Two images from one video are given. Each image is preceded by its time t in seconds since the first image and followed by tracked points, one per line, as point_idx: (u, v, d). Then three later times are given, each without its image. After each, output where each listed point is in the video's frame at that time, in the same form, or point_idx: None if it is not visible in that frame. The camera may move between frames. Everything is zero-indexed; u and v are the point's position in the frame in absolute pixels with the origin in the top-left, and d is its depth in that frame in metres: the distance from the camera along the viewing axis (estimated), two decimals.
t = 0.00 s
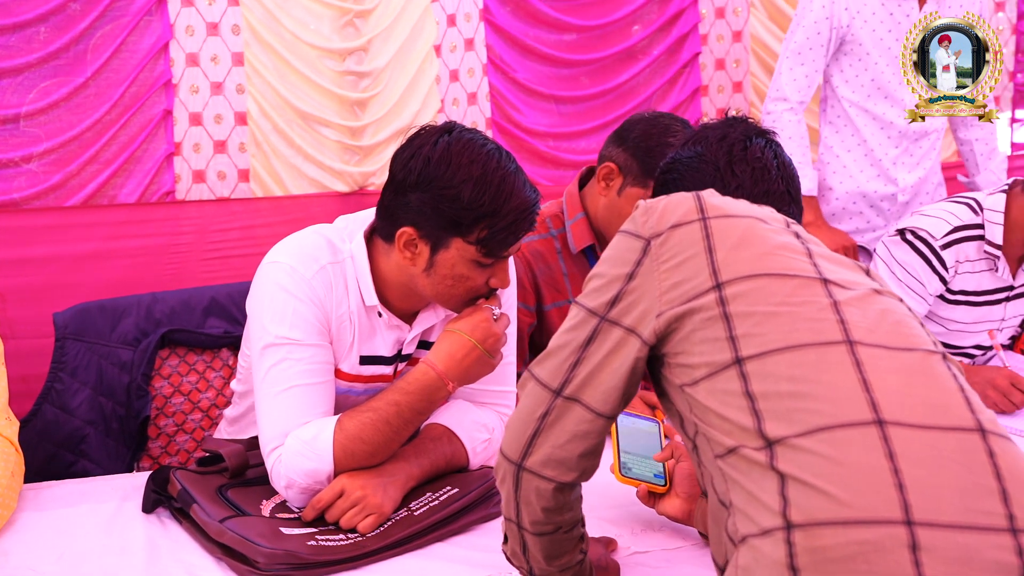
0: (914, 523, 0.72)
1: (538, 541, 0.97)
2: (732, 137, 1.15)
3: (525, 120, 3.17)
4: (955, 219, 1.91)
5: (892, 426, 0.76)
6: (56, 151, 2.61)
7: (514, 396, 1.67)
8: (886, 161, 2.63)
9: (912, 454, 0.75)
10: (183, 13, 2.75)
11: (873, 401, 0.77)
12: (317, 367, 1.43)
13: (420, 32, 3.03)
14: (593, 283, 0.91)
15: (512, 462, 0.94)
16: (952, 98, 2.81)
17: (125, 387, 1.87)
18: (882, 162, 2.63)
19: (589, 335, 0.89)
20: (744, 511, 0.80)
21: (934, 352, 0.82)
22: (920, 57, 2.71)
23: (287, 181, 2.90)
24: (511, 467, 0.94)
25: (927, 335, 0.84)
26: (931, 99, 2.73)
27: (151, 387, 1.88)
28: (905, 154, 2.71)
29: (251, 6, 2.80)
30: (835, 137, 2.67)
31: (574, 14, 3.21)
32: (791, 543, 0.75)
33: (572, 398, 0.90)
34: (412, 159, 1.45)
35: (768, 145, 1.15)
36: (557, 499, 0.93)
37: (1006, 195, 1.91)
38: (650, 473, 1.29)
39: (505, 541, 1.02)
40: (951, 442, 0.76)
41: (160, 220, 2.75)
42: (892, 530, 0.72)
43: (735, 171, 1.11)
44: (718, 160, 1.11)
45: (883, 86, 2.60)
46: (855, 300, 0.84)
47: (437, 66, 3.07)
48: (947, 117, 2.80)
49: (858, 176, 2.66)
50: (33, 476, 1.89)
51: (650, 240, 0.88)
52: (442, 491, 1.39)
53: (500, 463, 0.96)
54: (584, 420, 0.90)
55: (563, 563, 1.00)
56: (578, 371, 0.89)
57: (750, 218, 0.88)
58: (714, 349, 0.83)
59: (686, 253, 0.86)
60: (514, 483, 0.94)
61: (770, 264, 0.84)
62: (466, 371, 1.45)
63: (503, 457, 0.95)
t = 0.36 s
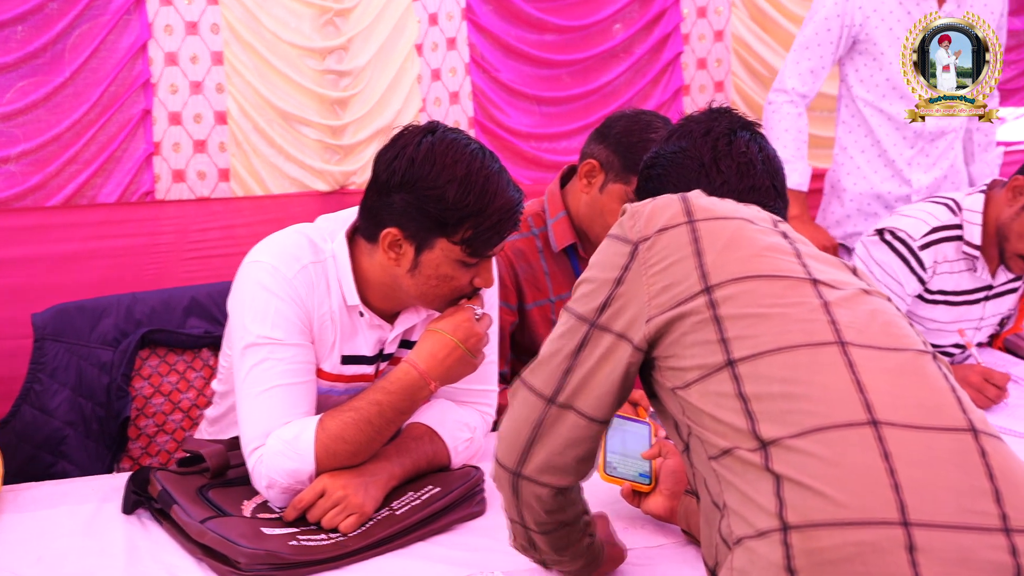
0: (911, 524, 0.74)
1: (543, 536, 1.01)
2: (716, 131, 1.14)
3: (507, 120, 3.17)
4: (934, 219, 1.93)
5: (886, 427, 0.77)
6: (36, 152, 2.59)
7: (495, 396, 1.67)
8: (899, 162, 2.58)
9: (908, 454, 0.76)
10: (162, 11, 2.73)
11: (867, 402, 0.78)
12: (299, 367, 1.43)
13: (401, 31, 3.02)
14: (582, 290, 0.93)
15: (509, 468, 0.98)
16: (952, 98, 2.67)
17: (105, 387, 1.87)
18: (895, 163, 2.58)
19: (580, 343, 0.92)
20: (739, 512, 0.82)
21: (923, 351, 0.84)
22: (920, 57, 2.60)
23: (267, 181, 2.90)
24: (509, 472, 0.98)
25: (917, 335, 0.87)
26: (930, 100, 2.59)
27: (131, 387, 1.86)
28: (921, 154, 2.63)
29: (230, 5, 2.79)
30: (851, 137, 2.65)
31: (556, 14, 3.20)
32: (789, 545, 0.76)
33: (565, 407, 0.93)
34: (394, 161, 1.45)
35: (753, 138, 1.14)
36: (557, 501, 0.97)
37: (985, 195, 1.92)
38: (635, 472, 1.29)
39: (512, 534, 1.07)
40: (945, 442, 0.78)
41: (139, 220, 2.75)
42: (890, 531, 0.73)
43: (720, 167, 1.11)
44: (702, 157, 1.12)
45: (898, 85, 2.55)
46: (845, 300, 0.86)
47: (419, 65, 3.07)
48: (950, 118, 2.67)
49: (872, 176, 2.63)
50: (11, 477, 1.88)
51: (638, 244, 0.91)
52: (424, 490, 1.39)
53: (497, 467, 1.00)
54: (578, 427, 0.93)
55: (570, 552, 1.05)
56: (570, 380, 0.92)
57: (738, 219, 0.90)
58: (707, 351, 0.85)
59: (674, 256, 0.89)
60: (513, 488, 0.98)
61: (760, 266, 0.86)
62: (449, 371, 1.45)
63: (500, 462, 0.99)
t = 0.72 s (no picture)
0: (877, 512, 0.74)
1: (529, 534, 1.02)
2: (697, 127, 1.14)
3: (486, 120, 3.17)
4: (912, 219, 1.95)
5: (856, 417, 0.78)
6: (12, 154, 2.57)
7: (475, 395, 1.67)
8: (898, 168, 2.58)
9: (876, 445, 0.77)
10: (136, 11, 2.71)
11: (837, 392, 0.79)
12: (277, 367, 1.42)
13: (378, 31, 3.02)
14: (562, 283, 0.95)
15: (495, 460, 1.00)
16: (952, 98, 2.66)
17: (81, 388, 1.85)
18: (893, 168, 2.59)
19: (559, 333, 0.94)
20: (710, 502, 0.83)
21: (896, 344, 0.86)
22: (920, 57, 2.62)
23: (244, 181, 2.89)
24: (495, 464, 1.00)
25: (891, 329, 0.88)
26: (930, 100, 2.58)
27: (107, 388, 1.86)
28: (922, 161, 2.62)
29: (204, 4, 2.78)
30: (853, 142, 2.66)
31: (533, 13, 3.20)
32: (755, 533, 0.77)
33: (546, 396, 0.95)
34: (372, 161, 1.44)
35: (734, 134, 1.14)
36: (541, 492, 0.99)
37: (962, 195, 1.93)
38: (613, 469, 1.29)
39: (501, 535, 1.08)
40: (913, 433, 0.78)
41: (115, 220, 2.73)
42: (854, 519, 0.74)
43: (699, 163, 1.11)
44: (680, 153, 1.12)
45: (896, 88, 2.55)
46: (816, 289, 0.88)
47: (397, 65, 3.06)
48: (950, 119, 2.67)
49: (872, 182, 2.64)
50: None
51: (615, 238, 0.93)
52: (403, 490, 1.39)
53: (485, 460, 1.02)
54: (559, 416, 0.95)
55: (558, 553, 1.05)
56: (550, 370, 0.94)
57: (714, 213, 0.91)
58: (680, 344, 0.87)
59: (650, 250, 0.90)
60: (499, 479, 1.00)
61: (735, 260, 0.88)
62: (428, 370, 1.46)
63: (487, 455, 1.01)
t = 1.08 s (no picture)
0: (825, 499, 0.75)
1: (502, 521, 1.02)
2: (688, 123, 1.16)
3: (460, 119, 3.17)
4: (885, 217, 1.97)
5: (810, 406, 0.79)
6: None
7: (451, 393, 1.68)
8: (888, 166, 2.60)
9: (828, 433, 0.78)
10: (107, 10, 2.69)
11: (792, 380, 0.81)
12: (251, 367, 1.42)
13: (352, 30, 3.01)
14: (536, 268, 0.96)
15: (468, 444, 1.00)
16: (952, 98, 2.72)
17: (54, 390, 1.84)
18: (882, 166, 2.61)
19: (532, 316, 0.95)
20: (668, 489, 0.84)
21: (858, 335, 0.86)
22: (920, 57, 2.64)
23: (217, 181, 2.87)
24: (467, 449, 1.01)
25: (855, 321, 0.89)
26: (930, 100, 2.64)
27: (81, 390, 1.85)
28: (910, 157, 2.66)
29: (176, 3, 2.76)
30: (841, 141, 2.67)
31: (508, 12, 3.20)
32: (706, 518, 0.78)
33: (519, 379, 0.96)
34: (346, 159, 1.44)
35: (725, 133, 1.15)
36: (513, 477, 0.99)
37: (933, 192, 1.95)
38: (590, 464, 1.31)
39: (475, 527, 1.08)
40: (869, 423, 0.79)
41: (87, 220, 2.72)
42: (799, 505, 0.75)
43: (684, 156, 1.12)
44: (668, 145, 1.13)
45: (886, 86, 2.57)
46: (782, 280, 0.89)
47: (372, 64, 3.06)
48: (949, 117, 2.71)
49: (860, 180, 2.66)
50: None
51: (589, 223, 0.95)
52: (378, 490, 1.39)
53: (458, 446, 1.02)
54: (532, 399, 0.96)
55: (532, 544, 1.06)
56: (523, 352, 0.95)
57: (687, 201, 0.93)
58: (645, 331, 0.89)
59: (622, 236, 0.92)
60: (472, 464, 1.00)
61: (703, 250, 0.90)
62: (404, 369, 1.46)
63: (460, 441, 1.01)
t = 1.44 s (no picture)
0: (787, 491, 0.76)
1: (481, 517, 1.03)
2: (669, 123, 1.17)
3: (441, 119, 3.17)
4: (866, 214, 1.98)
5: (776, 399, 0.80)
6: None
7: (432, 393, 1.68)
8: (866, 163, 2.62)
9: (796, 426, 0.79)
10: (82, 10, 2.67)
11: (759, 374, 0.81)
12: (230, 367, 1.41)
13: (332, 29, 3.00)
14: (514, 263, 0.97)
15: (445, 439, 1.00)
16: (951, 98, 2.77)
17: (32, 391, 1.81)
18: (861, 163, 2.63)
19: (509, 309, 0.95)
20: (636, 482, 0.85)
21: (827, 330, 0.87)
22: (920, 57, 2.69)
23: (195, 181, 2.86)
24: (445, 444, 1.01)
25: (826, 316, 0.90)
26: (930, 100, 2.70)
27: (58, 391, 1.83)
28: (889, 155, 2.67)
29: (153, 3, 2.74)
30: (819, 138, 2.69)
31: (489, 11, 3.20)
32: (671, 510, 0.79)
33: (496, 373, 0.96)
34: (325, 158, 1.44)
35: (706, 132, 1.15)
36: (491, 472, 0.99)
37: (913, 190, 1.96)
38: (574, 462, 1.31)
39: (455, 525, 1.08)
40: (836, 416, 0.80)
41: (63, 220, 2.70)
42: (764, 497, 0.76)
43: (665, 153, 1.13)
44: (649, 142, 1.15)
45: (864, 84, 2.59)
46: (752, 275, 0.90)
47: (352, 63, 3.05)
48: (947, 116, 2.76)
49: (840, 178, 2.68)
50: None
51: (565, 216, 0.95)
52: (358, 490, 1.39)
53: (436, 441, 1.02)
54: (509, 393, 0.96)
55: (511, 540, 1.06)
56: (499, 346, 0.95)
57: (661, 197, 0.93)
58: (616, 325, 0.89)
59: (596, 230, 0.93)
60: (449, 458, 1.00)
61: (674, 244, 0.90)
62: (384, 370, 1.46)
63: (438, 435, 1.01)
